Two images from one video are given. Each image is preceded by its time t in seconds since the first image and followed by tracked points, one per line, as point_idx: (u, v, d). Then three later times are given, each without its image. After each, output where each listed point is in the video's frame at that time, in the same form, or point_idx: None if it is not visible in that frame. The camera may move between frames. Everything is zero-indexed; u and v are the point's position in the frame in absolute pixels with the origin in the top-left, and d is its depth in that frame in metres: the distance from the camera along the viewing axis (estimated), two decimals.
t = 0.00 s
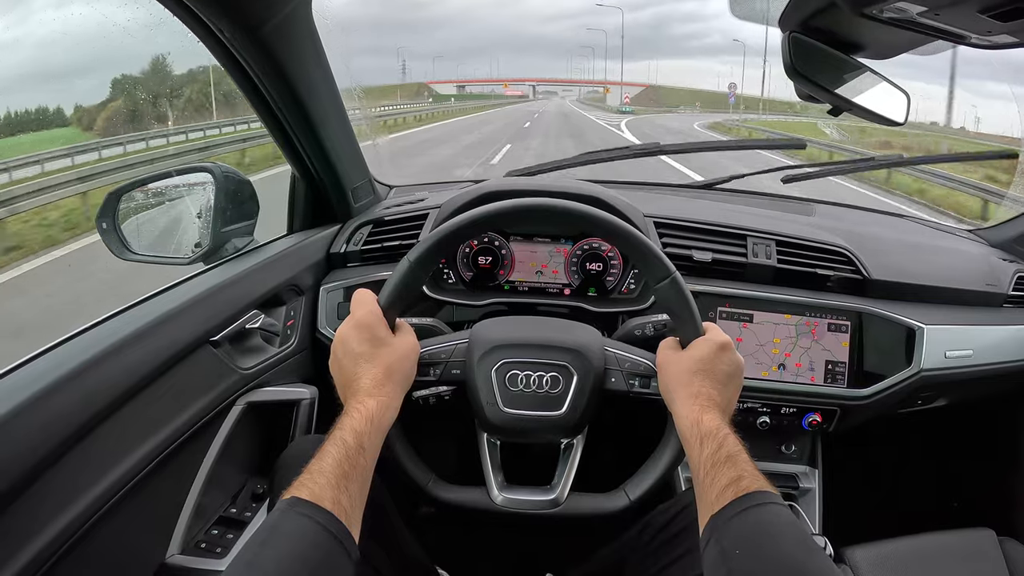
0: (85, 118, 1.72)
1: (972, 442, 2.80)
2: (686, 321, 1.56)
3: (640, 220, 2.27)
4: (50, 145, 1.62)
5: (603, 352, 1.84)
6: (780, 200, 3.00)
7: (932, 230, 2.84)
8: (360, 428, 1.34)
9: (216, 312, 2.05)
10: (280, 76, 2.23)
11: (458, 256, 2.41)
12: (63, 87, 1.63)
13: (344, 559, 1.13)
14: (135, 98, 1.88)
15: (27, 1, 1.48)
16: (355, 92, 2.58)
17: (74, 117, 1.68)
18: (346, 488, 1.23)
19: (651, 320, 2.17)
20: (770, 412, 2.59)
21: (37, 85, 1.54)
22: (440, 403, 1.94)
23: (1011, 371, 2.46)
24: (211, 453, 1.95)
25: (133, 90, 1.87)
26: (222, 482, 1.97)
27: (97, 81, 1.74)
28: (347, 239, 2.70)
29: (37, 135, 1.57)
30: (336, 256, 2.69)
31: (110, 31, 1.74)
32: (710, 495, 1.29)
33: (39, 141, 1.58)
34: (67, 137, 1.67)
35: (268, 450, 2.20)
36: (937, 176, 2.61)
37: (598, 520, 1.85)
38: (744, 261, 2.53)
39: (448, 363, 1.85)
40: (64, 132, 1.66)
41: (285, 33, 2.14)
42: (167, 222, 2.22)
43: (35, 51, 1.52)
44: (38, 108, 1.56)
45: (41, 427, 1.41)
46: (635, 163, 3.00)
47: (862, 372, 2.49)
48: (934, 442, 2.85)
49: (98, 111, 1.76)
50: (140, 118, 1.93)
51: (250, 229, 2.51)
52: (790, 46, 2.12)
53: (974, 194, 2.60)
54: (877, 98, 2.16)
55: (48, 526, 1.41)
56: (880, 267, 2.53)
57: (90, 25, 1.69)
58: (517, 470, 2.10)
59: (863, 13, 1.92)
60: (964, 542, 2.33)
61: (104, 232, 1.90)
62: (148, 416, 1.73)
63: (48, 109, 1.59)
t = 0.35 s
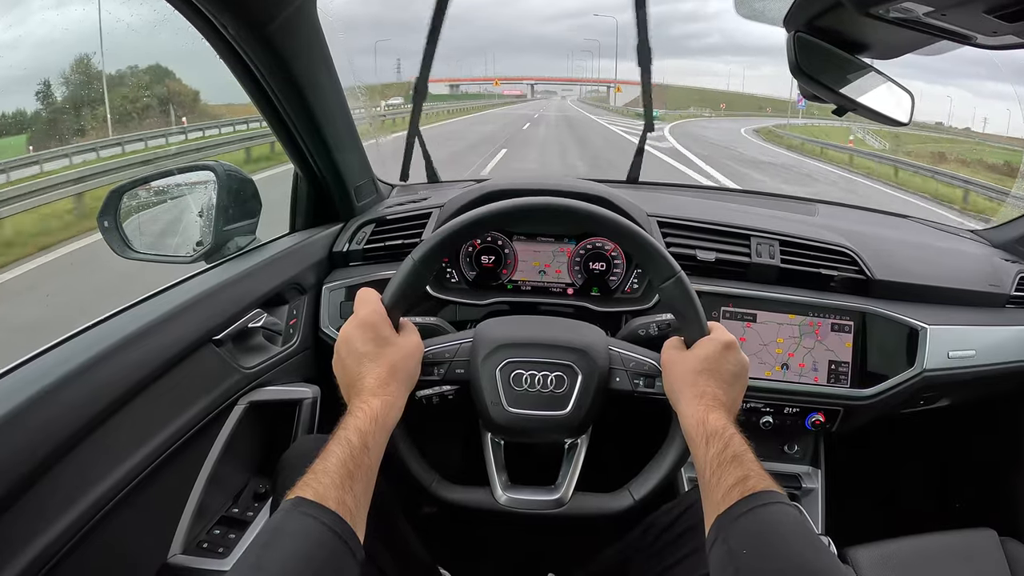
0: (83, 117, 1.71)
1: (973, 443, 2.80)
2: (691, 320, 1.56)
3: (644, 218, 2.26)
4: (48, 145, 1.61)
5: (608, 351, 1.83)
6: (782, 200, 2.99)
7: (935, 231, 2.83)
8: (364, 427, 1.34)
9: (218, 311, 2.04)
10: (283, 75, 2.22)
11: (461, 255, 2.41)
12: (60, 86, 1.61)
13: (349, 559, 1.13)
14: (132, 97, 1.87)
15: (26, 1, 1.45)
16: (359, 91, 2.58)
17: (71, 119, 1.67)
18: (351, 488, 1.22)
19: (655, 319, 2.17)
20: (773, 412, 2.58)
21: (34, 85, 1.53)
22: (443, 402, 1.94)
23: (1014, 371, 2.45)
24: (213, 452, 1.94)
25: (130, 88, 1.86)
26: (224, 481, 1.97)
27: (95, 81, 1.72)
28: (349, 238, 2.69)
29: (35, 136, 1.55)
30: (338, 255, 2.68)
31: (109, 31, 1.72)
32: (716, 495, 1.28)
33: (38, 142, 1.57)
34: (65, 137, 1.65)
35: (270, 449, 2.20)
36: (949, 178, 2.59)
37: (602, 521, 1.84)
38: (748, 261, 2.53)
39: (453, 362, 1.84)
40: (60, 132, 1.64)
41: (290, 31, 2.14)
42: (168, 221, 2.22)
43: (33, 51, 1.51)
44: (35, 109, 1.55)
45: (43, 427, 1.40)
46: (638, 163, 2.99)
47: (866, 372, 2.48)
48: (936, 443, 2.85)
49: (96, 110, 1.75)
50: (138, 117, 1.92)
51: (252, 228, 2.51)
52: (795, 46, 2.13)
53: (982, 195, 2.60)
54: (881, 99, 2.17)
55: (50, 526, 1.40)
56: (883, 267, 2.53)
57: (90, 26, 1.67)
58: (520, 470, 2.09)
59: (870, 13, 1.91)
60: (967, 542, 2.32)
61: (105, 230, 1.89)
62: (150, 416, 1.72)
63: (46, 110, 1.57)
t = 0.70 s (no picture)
0: (78, 116, 1.70)
1: (970, 442, 2.79)
2: (684, 317, 1.54)
3: (639, 215, 2.25)
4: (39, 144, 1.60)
5: (601, 348, 1.82)
6: (781, 197, 2.98)
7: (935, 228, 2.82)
8: (355, 424, 1.33)
9: (212, 308, 2.04)
10: (276, 71, 2.22)
11: (456, 252, 2.40)
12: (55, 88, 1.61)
13: (337, 555, 1.12)
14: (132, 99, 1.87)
15: (22, 1, 1.44)
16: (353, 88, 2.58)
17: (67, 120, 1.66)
18: (340, 485, 1.21)
19: (650, 316, 2.17)
20: (770, 410, 2.55)
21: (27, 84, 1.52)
22: (436, 399, 1.93)
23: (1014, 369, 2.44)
24: (207, 449, 1.93)
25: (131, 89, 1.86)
26: (217, 478, 1.96)
27: (89, 80, 1.71)
28: (344, 235, 2.68)
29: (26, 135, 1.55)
30: (333, 252, 2.67)
31: (103, 32, 1.71)
32: (709, 494, 1.27)
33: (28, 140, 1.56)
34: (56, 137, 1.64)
35: (264, 447, 2.19)
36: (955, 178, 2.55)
37: (596, 518, 1.83)
38: (744, 258, 2.52)
39: (445, 359, 1.82)
40: (49, 131, 1.62)
41: (280, 26, 2.13)
42: (163, 218, 2.22)
43: (26, 51, 1.50)
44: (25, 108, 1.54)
45: (33, 423, 1.40)
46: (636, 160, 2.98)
47: (864, 370, 2.47)
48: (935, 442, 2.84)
49: (91, 112, 1.74)
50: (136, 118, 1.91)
51: (247, 225, 2.50)
52: (790, 40, 2.11)
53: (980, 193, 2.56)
54: (880, 93, 2.16)
55: (40, 523, 1.40)
56: (880, 264, 2.52)
57: (83, 26, 1.66)
58: (513, 469, 2.09)
59: (865, 6, 1.90)
60: (966, 541, 2.31)
61: (101, 227, 1.90)
62: (142, 413, 1.72)
63: (38, 110, 1.57)
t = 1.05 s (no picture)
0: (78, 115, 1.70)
1: (972, 441, 2.78)
2: (687, 316, 1.54)
3: (641, 213, 2.24)
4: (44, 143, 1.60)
5: (603, 347, 1.81)
6: (783, 196, 2.97)
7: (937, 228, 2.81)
8: (356, 422, 1.32)
9: (213, 307, 2.03)
10: (277, 69, 2.21)
11: (457, 251, 2.39)
12: (58, 90, 1.61)
13: (338, 555, 1.11)
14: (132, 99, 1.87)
15: None
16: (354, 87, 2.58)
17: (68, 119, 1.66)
18: (341, 483, 1.21)
19: (652, 315, 2.17)
20: (772, 409, 2.53)
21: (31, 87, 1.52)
22: (437, 399, 1.92)
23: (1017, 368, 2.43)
24: (207, 449, 1.93)
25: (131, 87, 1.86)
26: (218, 478, 1.96)
27: (88, 78, 1.71)
28: (345, 234, 2.68)
29: (29, 136, 1.54)
30: (334, 251, 2.67)
31: (101, 31, 1.72)
32: (711, 493, 1.27)
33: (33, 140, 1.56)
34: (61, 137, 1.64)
35: (266, 446, 2.19)
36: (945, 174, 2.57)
37: (598, 518, 1.82)
38: (746, 256, 2.51)
39: (447, 357, 1.81)
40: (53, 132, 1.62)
41: (281, 25, 2.12)
42: (164, 218, 2.22)
43: (27, 51, 1.50)
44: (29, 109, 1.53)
45: (32, 423, 1.39)
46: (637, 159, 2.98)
47: (866, 368, 2.46)
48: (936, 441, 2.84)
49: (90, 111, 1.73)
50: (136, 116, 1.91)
51: (248, 224, 2.50)
52: (793, 37, 2.10)
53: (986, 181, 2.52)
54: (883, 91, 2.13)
55: (39, 522, 1.39)
56: (883, 262, 2.51)
57: (81, 25, 1.66)
58: (514, 469, 2.08)
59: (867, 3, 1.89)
60: (968, 540, 2.30)
61: (100, 227, 1.90)
62: (142, 413, 1.71)
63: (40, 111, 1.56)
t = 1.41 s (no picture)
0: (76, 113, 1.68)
1: (974, 438, 2.77)
2: (691, 310, 1.52)
3: (643, 207, 2.22)
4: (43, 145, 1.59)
5: (605, 341, 1.79)
6: (786, 191, 2.94)
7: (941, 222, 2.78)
8: (354, 416, 1.30)
9: (211, 301, 2.01)
10: (276, 62, 2.19)
11: (457, 245, 2.37)
12: (57, 87, 1.60)
13: (335, 551, 1.09)
14: (131, 97, 1.86)
15: None
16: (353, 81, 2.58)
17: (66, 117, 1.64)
18: (338, 479, 1.19)
19: (654, 310, 2.13)
20: (775, 405, 2.51)
21: (27, 86, 1.51)
22: (437, 394, 1.91)
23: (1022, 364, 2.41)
24: (205, 445, 1.91)
25: (130, 82, 1.84)
26: (216, 474, 1.94)
27: (85, 71, 1.69)
28: (344, 228, 2.66)
29: (29, 136, 1.54)
30: (333, 246, 2.64)
31: (100, 27, 1.70)
32: (716, 491, 1.24)
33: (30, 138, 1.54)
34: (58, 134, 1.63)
35: (264, 442, 2.17)
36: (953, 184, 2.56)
37: (599, 514, 1.80)
38: (749, 250, 2.48)
39: (447, 351, 1.79)
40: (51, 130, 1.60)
41: (280, 16, 2.10)
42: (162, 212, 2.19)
43: (24, 51, 1.49)
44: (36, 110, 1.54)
45: (26, 418, 1.37)
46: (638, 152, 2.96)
47: (870, 364, 2.44)
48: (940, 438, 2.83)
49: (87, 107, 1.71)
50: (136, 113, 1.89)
51: (246, 219, 2.48)
52: (797, 29, 2.09)
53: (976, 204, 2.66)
54: (887, 83, 2.11)
55: (33, 520, 1.37)
56: (887, 257, 2.48)
57: (77, 21, 1.64)
58: (515, 466, 2.07)
59: None
60: (973, 537, 2.28)
61: (98, 222, 1.86)
62: (138, 408, 1.69)
63: (38, 110, 1.55)
